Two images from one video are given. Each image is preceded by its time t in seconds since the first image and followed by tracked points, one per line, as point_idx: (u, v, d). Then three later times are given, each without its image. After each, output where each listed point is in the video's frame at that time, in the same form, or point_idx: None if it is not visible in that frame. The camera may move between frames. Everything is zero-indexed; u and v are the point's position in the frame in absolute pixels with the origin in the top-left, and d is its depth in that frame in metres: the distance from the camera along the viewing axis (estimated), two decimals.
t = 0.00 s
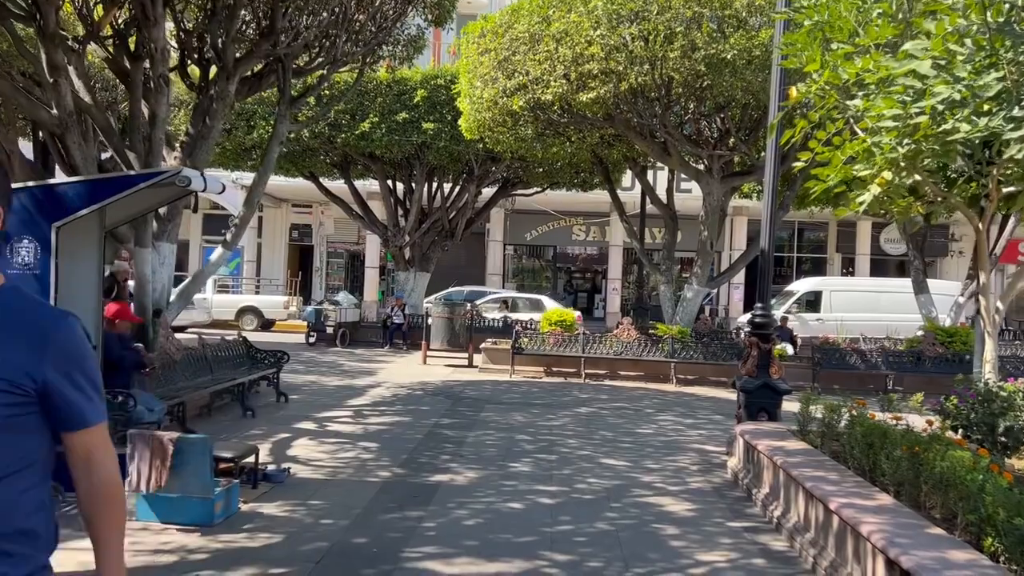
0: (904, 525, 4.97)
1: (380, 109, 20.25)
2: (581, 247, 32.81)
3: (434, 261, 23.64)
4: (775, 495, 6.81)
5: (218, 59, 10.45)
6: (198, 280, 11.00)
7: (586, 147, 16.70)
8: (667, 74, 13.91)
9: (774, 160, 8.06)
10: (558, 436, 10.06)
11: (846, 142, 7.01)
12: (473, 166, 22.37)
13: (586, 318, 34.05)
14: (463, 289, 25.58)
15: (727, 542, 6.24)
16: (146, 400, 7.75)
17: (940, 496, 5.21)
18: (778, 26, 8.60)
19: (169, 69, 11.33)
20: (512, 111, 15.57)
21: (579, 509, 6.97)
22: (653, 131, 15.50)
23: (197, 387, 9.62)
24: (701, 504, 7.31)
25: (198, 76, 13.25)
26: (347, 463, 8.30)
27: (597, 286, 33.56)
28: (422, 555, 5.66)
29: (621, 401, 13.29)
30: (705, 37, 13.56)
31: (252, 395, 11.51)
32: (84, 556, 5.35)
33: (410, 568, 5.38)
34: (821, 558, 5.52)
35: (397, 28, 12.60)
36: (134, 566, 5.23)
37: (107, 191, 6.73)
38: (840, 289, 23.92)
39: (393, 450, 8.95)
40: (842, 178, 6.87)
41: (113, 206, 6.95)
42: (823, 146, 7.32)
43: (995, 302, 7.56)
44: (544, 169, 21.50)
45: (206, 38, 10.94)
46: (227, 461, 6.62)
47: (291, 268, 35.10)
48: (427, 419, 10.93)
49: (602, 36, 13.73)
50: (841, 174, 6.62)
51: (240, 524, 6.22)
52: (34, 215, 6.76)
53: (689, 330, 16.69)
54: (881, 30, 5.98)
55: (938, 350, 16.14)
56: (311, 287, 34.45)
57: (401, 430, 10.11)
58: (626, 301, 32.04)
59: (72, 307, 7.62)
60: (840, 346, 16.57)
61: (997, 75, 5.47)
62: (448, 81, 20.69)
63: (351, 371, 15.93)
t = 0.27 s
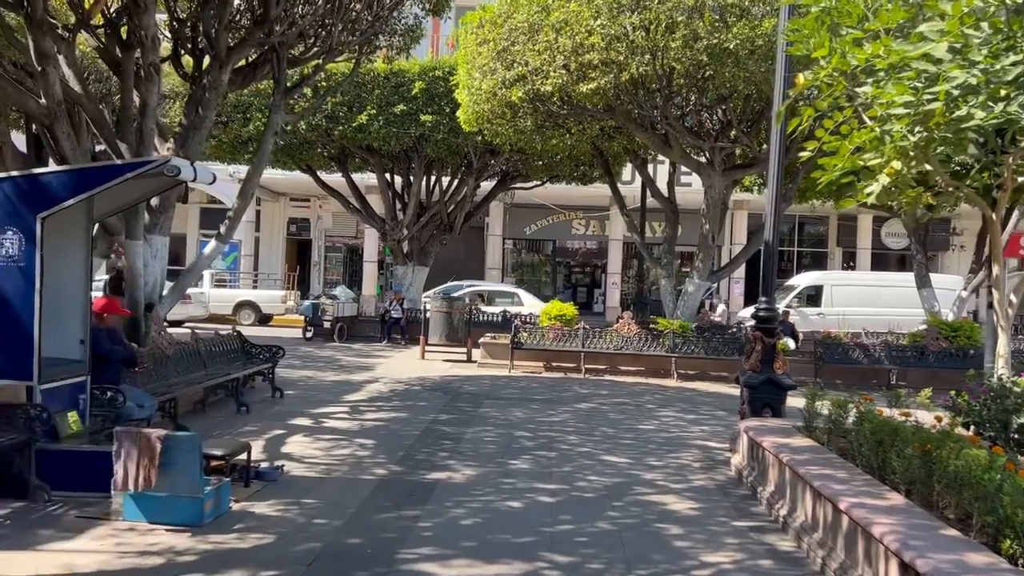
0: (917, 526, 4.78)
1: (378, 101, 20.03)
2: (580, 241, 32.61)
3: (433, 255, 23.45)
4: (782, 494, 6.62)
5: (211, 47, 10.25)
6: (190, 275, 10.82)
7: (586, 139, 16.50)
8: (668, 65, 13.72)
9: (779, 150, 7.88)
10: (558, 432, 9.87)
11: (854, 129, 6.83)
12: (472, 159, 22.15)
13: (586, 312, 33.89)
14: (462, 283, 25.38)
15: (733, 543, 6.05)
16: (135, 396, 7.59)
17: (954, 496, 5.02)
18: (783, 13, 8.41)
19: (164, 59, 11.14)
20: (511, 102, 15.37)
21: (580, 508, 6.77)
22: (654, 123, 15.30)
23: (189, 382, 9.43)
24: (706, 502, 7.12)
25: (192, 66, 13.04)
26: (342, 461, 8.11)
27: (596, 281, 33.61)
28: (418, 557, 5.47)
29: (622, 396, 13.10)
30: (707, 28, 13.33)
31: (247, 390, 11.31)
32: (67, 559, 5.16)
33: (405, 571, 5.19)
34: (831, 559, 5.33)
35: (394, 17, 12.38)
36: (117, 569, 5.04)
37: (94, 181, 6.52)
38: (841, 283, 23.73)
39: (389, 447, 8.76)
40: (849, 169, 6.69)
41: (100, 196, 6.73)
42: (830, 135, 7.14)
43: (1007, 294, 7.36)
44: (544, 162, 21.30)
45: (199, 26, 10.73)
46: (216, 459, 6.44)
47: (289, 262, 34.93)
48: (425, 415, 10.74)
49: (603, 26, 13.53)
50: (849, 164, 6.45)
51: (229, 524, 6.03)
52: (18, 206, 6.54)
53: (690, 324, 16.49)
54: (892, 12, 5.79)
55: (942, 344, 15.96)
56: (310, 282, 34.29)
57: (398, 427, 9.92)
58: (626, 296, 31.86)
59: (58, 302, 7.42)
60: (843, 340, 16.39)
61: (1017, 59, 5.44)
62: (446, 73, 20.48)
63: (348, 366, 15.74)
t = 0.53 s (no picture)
0: (938, 540, 4.58)
1: (379, 97, 19.81)
2: (583, 238, 32.39)
3: (434, 252, 23.25)
4: (794, 501, 6.42)
5: (208, 42, 10.04)
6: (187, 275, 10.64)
7: (590, 136, 16.29)
8: (673, 60, 13.49)
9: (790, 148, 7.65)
10: (562, 435, 9.68)
11: (869, 126, 6.59)
12: (474, 156, 21.93)
13: (589, 310, 33.69)
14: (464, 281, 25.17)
15: (744, 553, 5.85)
16: (129, 400, 7.45)
17: (977, 508, 4.83)
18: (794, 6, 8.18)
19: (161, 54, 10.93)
20: (514, 98, 15.16)
21: (586, 516, 6.58)
22: (659, 119, 15.09)
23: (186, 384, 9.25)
24: (715, 509, 6.92)
25: (189, 61, 12.83)
26: (341, 465, 7.92)
27: (599, 278, 33.14)
28: (418, 569, 5.28)
29: (626, 397, 12.91)
30: (713, 22, 13.09)
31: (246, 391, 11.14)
32: (55, 571, 4.98)
33: None
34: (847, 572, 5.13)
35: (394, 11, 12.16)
36: None
37: (86, 180, 6.33)
38: (846, 281, 23.52)
39: (390, 451, 8.57)
40: (862, 166, 6.46)
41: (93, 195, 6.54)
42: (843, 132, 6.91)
43: None
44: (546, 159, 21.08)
45: (195, 20, 10.52)
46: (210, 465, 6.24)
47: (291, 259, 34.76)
48: (426, 417, 10.55)
49: (607, 20, 13.31)
50: (864, 161, 6.24)
51: (224, 534, 5.85)
52: (7, 204, 6.35)
53: (695, 323, 16.27)
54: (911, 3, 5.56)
55: (951, 343, 15.74)
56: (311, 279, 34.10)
57: (399, 429, 9.73)
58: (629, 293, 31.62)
59: (50, 303, 7.23)
60: (849, 339, 16.18)
61: None
62: (448, 68, 20.26)
63: (349, 366, 15.55)
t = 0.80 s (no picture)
0: (960, 550, 4.42)
1: (383, 94, 19.67)
2: (588, 236, 32.23)
3: (438, 251, 23.11)
4: (807, 507, 6.26)
5: (209, 37, 9.90)
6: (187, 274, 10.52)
7: (596, 133, 16.13)
8: (680, 56, 13.33)
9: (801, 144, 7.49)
10: (568, 436, 9.53)
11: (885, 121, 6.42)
12: (478, 154, 21.77)
13: (594, 309, 33.54)
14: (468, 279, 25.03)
15: (756, 561, 5.70)
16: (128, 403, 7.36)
17: (999, 516, 4.67)
18: None
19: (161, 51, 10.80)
20: (518, 95, 15.01)
21: (593, 521, 6.43)
22: (665, 116, 14.92)
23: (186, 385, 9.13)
24: (725, 514, 6.76)
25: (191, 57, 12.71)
26: (344, 469, 7.78)
27: (603, 277, 33.11)
28: None
29: (632, 397, 12.75)
30: (721, 17, 12.93)
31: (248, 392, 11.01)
32: None
33: None
34: None
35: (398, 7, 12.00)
36: None
37: (82, 177, 6.19)
38: (853, 279, 23.32)
39: (393, 453, 8.43)
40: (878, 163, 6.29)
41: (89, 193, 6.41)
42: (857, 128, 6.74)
43: None
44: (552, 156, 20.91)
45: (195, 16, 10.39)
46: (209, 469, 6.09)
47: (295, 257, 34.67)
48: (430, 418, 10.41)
49: (613, 15, 13.16)
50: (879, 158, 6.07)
51: (222, 540, 5.71)
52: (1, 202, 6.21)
53: (702, 323, 16.11)
54: None
55: (961, 343, 15.54)
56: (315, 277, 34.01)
57: (402, 431, 9.58)
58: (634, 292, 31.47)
59: (46, 304, 7.09)
60: (857, 339, 16.00)
61: None
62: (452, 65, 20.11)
63: (353, 366, 15.42)
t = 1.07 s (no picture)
0: (987, 557, 4.23)
1: (390, 92, 19.53)
2: (596, 235, 32.05)
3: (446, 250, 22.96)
4: (824, 510, 6.08)
5: (212, 32, 9.78)
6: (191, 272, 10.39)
7: (605, 130, 15.95)
8: (691, 51, 13.15)
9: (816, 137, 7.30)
10: (577, 437, 9.36)
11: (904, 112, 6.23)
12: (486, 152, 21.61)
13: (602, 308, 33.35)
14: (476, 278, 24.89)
15: (772, 566, 5.52)
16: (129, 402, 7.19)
17: None
18: None
19: (166, 47, 10.67)
20: (526, 91, 14.85)
21: (603, 524, 6.26)
22: (675, 112, 14.74)
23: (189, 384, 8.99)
24: (739, 517, 6.59)
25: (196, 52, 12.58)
26: (348, 469, 7.63)
27: (613, 275, 32.57)
28: None
29: (642, 397, 12.58)
30: (732, 11, 12.72)
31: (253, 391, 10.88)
32: None
33: None
34: None
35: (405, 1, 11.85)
36: None
37: (80, 171, 6.06)
38: (864, 278, 23.08)
39: (399, 454, 8.28)
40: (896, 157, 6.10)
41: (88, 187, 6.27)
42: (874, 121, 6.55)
43: None
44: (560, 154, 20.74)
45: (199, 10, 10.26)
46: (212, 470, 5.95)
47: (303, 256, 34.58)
48: (437, 418, 10.25)
49: (622, 10, 12.98)
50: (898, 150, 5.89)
51: (223, 543, 5.56)
52: None
53: (712, 322, 15.91)
54: None
55: (975, 342, 15.31)
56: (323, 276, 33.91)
57: (408, 431, 9.43)
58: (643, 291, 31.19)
59: (45, 301, 6.96)
60: (870, 338, 15.78)
61: None
62: (460, 62, 19.96)
63: (360, 365, 15.28)
